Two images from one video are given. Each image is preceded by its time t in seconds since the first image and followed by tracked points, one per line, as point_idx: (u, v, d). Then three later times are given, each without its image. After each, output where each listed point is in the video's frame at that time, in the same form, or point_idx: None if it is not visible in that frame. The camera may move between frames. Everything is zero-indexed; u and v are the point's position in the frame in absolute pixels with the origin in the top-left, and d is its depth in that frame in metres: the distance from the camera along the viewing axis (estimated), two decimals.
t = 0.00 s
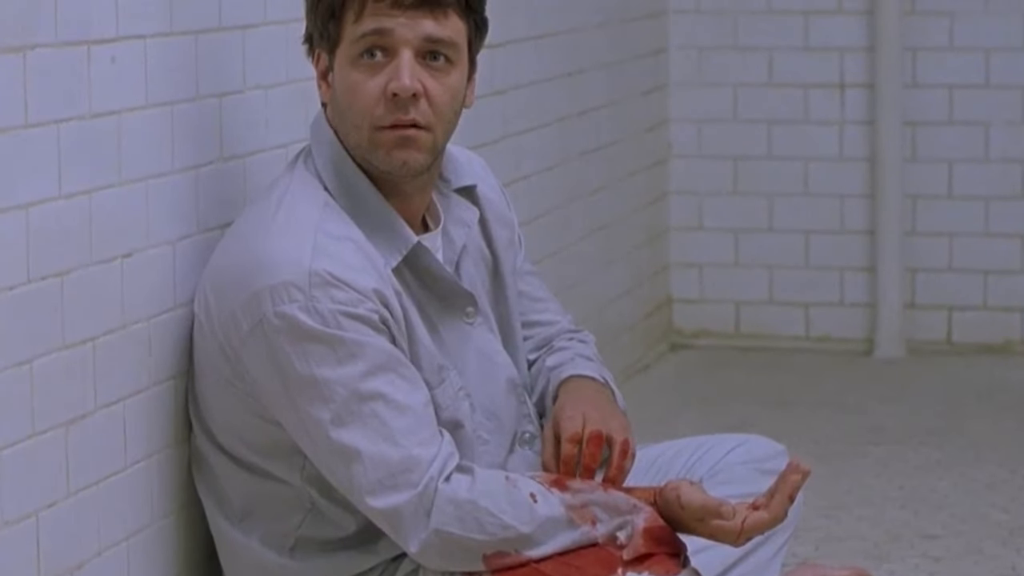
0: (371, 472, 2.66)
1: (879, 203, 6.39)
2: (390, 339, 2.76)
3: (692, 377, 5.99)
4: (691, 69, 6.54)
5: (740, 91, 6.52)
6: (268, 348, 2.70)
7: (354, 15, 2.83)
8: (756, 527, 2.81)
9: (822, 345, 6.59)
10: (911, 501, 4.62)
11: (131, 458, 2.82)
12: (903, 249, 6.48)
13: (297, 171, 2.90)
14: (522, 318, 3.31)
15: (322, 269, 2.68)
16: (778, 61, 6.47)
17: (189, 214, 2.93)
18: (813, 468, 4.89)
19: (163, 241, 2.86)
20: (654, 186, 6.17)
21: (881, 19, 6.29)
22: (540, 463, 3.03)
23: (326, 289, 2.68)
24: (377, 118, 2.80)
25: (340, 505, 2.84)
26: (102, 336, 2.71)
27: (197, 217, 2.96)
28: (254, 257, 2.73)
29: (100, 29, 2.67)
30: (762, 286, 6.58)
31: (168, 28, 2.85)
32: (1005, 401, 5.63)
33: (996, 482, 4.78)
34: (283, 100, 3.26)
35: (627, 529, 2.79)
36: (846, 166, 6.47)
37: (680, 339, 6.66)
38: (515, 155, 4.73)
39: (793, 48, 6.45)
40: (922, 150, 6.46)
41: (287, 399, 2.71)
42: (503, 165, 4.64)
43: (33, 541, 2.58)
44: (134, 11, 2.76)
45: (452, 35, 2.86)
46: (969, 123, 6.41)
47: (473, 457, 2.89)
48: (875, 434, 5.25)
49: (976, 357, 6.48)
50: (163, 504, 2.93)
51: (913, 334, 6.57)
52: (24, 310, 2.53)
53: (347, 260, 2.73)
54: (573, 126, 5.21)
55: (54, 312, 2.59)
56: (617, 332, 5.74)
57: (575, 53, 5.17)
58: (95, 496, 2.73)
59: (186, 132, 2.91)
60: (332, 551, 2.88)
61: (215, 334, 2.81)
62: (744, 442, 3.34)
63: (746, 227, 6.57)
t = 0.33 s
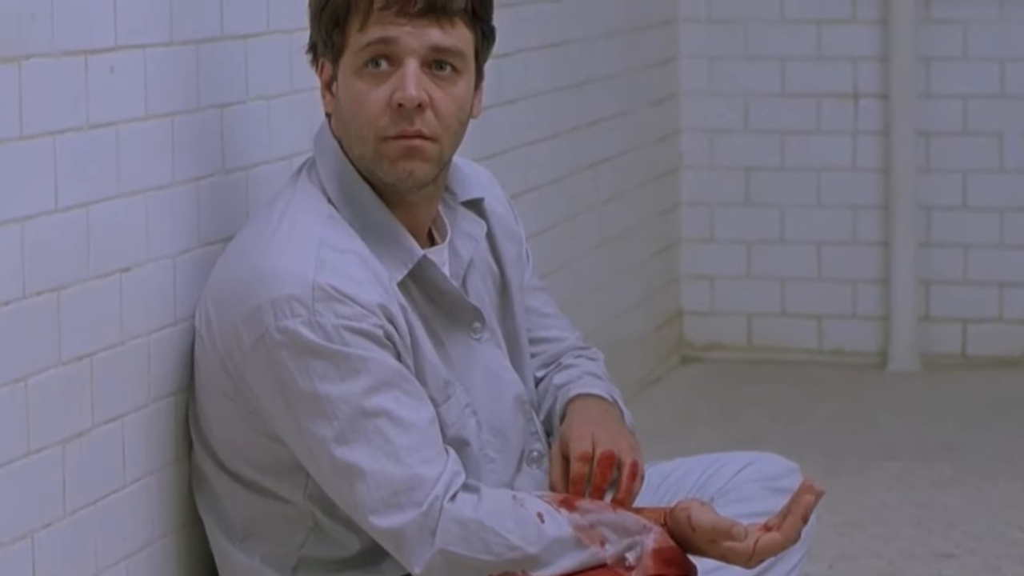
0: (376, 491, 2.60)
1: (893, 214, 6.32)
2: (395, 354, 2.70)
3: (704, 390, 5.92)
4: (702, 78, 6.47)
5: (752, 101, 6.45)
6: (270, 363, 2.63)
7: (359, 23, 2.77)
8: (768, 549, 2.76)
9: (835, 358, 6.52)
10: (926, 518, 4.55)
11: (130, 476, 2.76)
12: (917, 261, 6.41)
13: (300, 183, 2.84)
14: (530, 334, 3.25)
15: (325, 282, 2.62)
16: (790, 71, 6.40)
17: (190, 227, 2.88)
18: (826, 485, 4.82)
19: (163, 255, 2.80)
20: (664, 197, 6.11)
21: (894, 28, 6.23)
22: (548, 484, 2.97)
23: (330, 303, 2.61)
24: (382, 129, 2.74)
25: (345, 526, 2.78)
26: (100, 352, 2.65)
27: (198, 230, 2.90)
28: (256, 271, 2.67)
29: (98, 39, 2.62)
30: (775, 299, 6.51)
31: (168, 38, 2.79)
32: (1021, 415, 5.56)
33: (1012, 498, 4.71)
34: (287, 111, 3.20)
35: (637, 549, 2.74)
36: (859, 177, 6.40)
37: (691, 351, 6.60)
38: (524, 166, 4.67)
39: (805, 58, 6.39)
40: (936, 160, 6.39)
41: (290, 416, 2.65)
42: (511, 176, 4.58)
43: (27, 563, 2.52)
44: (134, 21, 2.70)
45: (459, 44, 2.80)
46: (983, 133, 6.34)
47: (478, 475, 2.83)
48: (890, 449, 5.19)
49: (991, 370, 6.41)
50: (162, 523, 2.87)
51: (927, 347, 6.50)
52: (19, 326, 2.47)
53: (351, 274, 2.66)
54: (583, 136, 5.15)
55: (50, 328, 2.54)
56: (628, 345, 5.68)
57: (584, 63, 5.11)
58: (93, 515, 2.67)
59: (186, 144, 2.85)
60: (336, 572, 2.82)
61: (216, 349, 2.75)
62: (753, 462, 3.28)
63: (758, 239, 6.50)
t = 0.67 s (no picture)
0: (377, 507, 2.54)
1: (908, 222, 6.24)
2: (398, 367, 2.63)
3: (716, 400, 5.85)
4: (715, 83, 6.39)
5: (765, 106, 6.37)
6: (269, 376, 2.57)
7: (361, 29, 2.71)
8: (781, 565, 2.72)
9: (849, 367, 6.44)
10: (941, 532, 4.48)
11: (127, 491, 2.69)
12: (933, 269, 6.33)
13: (302, 191, 2.78)
14: (536, 344, 3.18)
15: (326, 293, 2.55)
16: (804, 76, 6.32)
17: (190, 236, 2.82)
18: (839, 498, 4.75)
19: (162, 264, 2.74)
20: (676, 204, 6.04)
21: (909, 34, 6.15)
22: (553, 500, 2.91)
23: (330, 314, 2.54)
24: (384, 138, 2.68)
25: (348, 543, 2.73)
26: (97, 364, 2.59)
27: (198, 238, 2.84)
28: (256, 282, 2.60)
29: (94, 44, 2.55)
30: (788, 307, 6.43)
31: (167, 42, 2.73)
32: None
33: None
34: (289, 116, 3.13)
35: (645, 568, 2.68)
36: (873, 182, 6.32)
37: (703, 359, 6.53)
38: (533, 173, 4.60)
39: (819, 63, 6.30)
40: (952, 167, 6.31)
41: (290, 430, 2.58)
42: (520, 183, 4.51)
43: None
44: (131, 25, 2.64)
45: (463, 50, 2.74)
46: (1000, 139, 6.26)
47: (484, 491, 2.77)
48: (904, 460, 5.11)
49: (1007, 379, 6.33)
50: (160, 538, 2.80)
51: (942, 356, 6.42)
52: (11, 338, 2.40)
53: (352, 284, 2.60)
54: (593, 142, 5.08)
55: (44, 340, 2.47)
56: (639, 354, 5.61)
57: (595, 69, 5.04)
58: (88, 531, 2.60)
59: (186, 151, 2.79)
60: None
61: (214, 361, 2.68)
62: (766, 475, 3.21)
63: (771, 246, 6.42)
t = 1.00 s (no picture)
0: (389, 515, 2.48)
1: (931, 224, 6.16)
2: (410, 373, 2.56)
3: (736, 404, 5.78)
4: (736, 84, 6.31)
5: (786, 107, 6.29)
6: (279, 383, 2.50)
7: (373, 27, 2.65)
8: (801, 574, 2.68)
9: (871, 370, 6.36)
10: (964, 539, 4.42)
11: (135, 499, 2.65)
12: (955, 271, 6.24)
13: (313, 194, 2.72)
14: (552, 350, 3.12)
15: (338, 297, 2.48)
16: (826, 75, 6.24)
17: (200, 239, 2.77)
18: (860, 505, 4.69)
19: (170, 267, 2.69)
20: (695, 207, 5.97)
21: (931, 33, 6.07)
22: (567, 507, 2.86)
23: (342, 319, 2.48)
24: (397, 138, 2.62)
25: (359, 551, 2.66)
26: (103, 369, 2.54)
27: (207, 241, 2.79)
28: (266, 286, 2.53)
29: (101, 43, 2.50)
30: (808, 309, 6.34)
31: (176, 41, 2.68)
32: None
33: None
34: (302, 116, 3.08)
35: None
36: (895, 183, 6.23)
37: (724, 363, 6.45)
38: (550, 174, 4.54)
39: (841, 62, 6.22)
40: (975, 168, 6.23)
41: (300, 437, 2.51)
42: (536, 184, 4.45)
43: None
44: (139, 24, 2.59)
45: (477, 49, 2.68)
46: None
47: (498, 499, 2.71)
48: (927, 465, 5.05)
49: None
50: (169, 546, 2.75)
51: (964, 360, 6.33)
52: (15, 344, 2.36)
53: (364, 289, 2.53)
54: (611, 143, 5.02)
55: (49, 346, 2.42)
56: (658, 358, 5.54)
57: (613, 68, 4.98)
58: (94, 540, 2.56)
59: (195, 152, 2.74)
60: None
61: (223, 366, 2.61)
62: (787, 483, 3.15)
63: (791, 248, 6.33)
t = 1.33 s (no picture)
0: (402, 527, 2.40)
1: (956, 228, 6.02)
2: (424, 382, 2.50)
3: (758, 410, 5.68)
4: (758, 85, 6.18)
5: (810, 108, 6.15)
6: (290, 392, 2.43)
7: (393, 34, 2.58)
8: None
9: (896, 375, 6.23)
10: (990, 548, 4.33)
11: (142, 509, 2.59)
12: (981, 275, 6.08)
13: (324, 197, 2.65)
14: (568, 358, 3.06)
15: (349, 304, 2.41)
16: (849, 75, 6.10)
17: (209, 243, 2.71)
18: (885, 514, 4.59)
19: (178, 272, 2.63)
20: (714, 210, 5.85)
21: (958, 34, 5.92)
22: (580, 518, 2.79)
23: (354, 325, 2.41)
24: (414, 150, 2.56)
25: (370, 561, 2.57)
26: (109, 377, 2.48)
27: (216, 245, 2.73)
28: (276, 291, 2.47)
29: (106, 42, 2.44)
30: (832, 314, 6.21)
31: (185, 40, 2.62)
32: None
33: None
34: (314, 118, 3.01)
35: None
36: (922, 186, 6.09)
37: (747, 368, 6.32)
38: (568, 176, 4.46)
39: (865, 62, 6.08)
40: (1001, 169, 6.06)
41: (310, 446, 2.44)
42: (554, 187, 4.37)
43: None
44: (147, 23, 2.53)
45: (499, 61, 2.62)
46: None
47: (514, 510, 2.65)
48: (952, 473, 4.97)
49: None
50: (177, 557, 2.70)
51: (990, 364, 6.16)
52: (16, 352, 2.30)
53: (377, 295, 2.46)
54: (631, 145, 4.93)
55: (52, 353, 2.37)
56: (677, 363, 5.44)
57: (631, 69, 4.88)
58: (99, 550, 2.50)
59: (204, 154, 2.68)
60: None
61: (233, 374, 2.55)
62: (811, 491, 3.08)
63: (815, 250, 6.20)
